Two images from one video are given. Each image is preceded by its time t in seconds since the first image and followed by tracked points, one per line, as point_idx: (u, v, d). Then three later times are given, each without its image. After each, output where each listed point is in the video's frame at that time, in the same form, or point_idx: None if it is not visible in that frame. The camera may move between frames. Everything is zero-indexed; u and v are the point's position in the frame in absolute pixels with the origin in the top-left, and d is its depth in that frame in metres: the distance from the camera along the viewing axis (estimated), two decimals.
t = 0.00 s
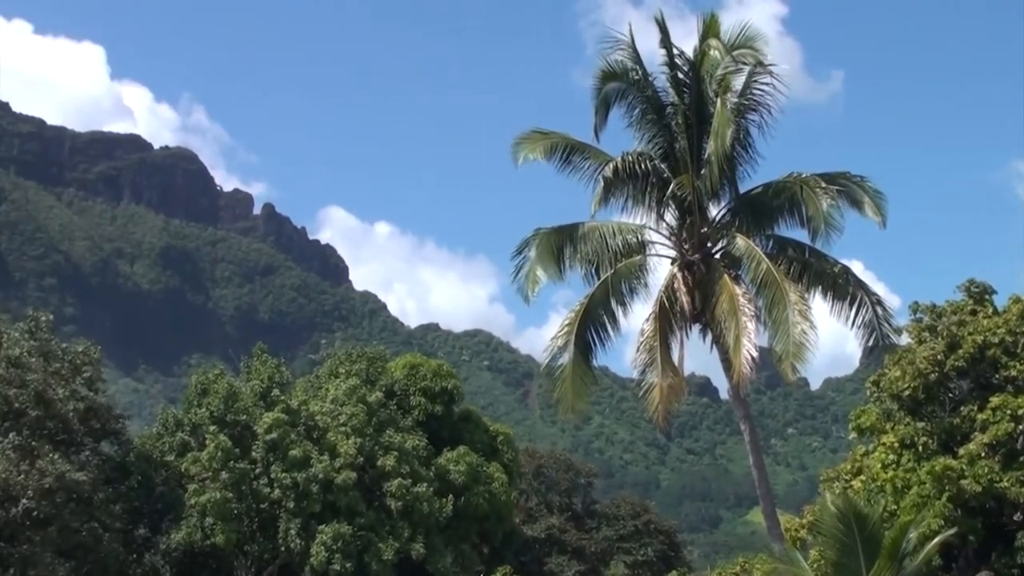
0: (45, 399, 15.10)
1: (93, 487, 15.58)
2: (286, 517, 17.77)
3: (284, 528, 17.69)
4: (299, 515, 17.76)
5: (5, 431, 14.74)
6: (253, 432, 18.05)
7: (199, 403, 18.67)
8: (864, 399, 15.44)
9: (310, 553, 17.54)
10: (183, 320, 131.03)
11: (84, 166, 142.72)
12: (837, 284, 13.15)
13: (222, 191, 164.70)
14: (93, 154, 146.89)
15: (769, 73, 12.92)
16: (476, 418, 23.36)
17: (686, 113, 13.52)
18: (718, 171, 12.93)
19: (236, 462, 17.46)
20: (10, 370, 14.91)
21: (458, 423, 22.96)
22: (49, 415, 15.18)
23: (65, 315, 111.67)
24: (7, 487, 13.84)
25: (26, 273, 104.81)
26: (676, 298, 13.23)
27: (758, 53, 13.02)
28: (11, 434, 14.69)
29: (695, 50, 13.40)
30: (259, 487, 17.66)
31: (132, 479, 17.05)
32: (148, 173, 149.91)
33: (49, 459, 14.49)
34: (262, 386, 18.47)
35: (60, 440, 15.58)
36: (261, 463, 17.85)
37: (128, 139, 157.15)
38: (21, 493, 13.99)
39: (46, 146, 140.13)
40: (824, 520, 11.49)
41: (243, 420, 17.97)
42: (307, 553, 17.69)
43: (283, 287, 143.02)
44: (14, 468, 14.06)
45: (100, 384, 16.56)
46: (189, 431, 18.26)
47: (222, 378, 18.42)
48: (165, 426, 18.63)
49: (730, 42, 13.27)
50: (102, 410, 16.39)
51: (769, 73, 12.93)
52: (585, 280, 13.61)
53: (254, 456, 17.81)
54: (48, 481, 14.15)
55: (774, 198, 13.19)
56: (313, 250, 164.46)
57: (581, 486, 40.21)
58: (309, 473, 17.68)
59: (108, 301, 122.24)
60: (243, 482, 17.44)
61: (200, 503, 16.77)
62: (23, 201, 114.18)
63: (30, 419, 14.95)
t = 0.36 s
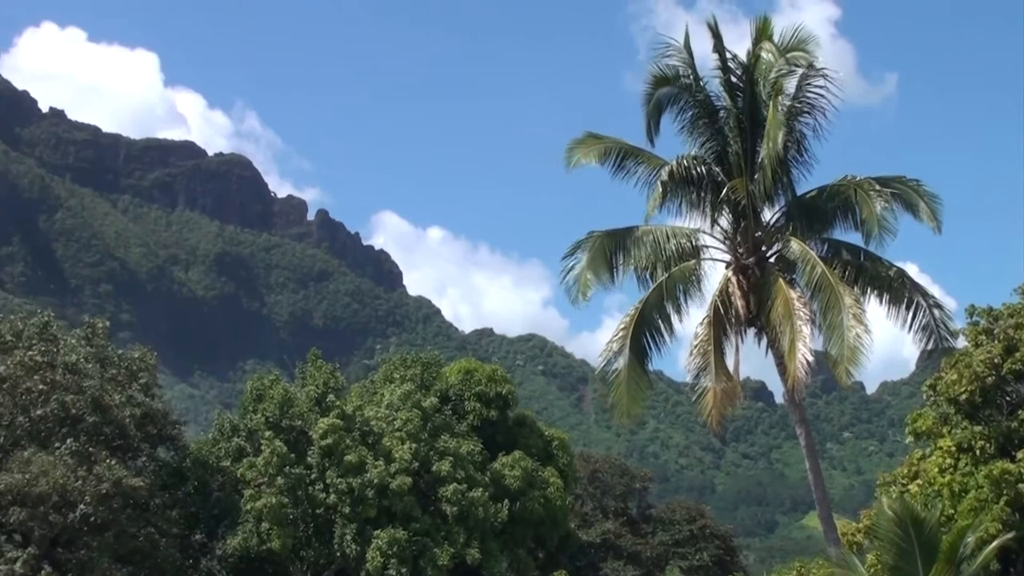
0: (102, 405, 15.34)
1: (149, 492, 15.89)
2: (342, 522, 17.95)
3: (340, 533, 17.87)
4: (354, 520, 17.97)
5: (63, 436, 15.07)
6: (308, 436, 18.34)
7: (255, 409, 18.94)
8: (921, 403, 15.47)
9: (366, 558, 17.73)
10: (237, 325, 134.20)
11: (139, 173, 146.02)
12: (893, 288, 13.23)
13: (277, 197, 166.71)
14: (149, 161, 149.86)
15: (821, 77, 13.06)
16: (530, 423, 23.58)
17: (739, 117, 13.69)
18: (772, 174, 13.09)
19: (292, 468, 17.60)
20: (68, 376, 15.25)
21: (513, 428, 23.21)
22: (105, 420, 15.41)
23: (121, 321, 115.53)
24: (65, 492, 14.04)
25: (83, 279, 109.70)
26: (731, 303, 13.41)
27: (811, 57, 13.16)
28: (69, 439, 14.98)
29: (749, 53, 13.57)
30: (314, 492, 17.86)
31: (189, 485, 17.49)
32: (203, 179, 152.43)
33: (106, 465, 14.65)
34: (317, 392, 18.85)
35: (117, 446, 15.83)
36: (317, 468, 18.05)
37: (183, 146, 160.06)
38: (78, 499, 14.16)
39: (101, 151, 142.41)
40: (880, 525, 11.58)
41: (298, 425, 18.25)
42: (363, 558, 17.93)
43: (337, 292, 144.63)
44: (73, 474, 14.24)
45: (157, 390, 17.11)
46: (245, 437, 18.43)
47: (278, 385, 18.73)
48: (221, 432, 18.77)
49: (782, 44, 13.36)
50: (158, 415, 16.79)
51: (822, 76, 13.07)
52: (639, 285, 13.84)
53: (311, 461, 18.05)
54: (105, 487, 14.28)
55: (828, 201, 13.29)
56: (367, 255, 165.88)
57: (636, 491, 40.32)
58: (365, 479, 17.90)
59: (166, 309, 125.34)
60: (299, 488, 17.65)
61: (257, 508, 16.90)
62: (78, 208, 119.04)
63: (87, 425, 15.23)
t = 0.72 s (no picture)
0: (154, 411, 15.85)
1: (202, 499, 16.30)
2: (395, 526, 18.18)
3: (393, 537, 18.10)
4: (407, 526, 18.20)
5: (117, 442, 15.53)
6: (361, 441, 18.61)
7: (308, 415, 19.20)
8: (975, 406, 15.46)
9: (418, 563, 17.93)
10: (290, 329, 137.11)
11: (191, 179, 149.32)
12: (946, 291, 13.30)
13: (328, 203, 168.53)
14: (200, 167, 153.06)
15: (873, 80, 13.17)
16: (583, 427, 23.79)
17: (790, 120, 13.82)
18: (823, 178, 13.22)
19: (345, 473, 17.85)
20: (121, 382, 15.73)
21: (566, 432, 23.45)
22: (158, 426, 15.92)
23: (174, 328, 120.41)
24: (119, 498, 14.46)
25: (135, 286, 115.24)
26: (784, 307, 13.57)
27: (862, 60, 13.25)
28: (122, 445, 15.43)
29: (801, 55, 13.72)
30: (367, 497, 18.09)
31: (242, 490, 18.00)
32: (255, 186, 155.86)
33: (159, 471, 15.02)
34: (369, 397, 19.02)
35: (170, 451, 16.34)
36: (370, 474, 18.28)
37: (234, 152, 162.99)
38: (132, 505, 14.57)
39: (154, 157, 145.68)
40: (935, 531, 11.38)
41: (350, 430, 18.53)
42: (416, 563, 18.05)
43: (389, 297, 145.85)
44: (127, 479, 14.61)
45: (210, 396, 17.55)
46: (298, 442, 18.77)
47: (330, 390, 19.01)
48: (274, 437, 19.23)
49: (833, 47, 13.52)
50: (211, 421, 17.21)
51: (873, 79, 13.16)
52: (690, 289, 14.04)
53: (363, 467, 18.29)
54: (158, 493, 14.67)
55: (879, 203, 13.38)
56: (418, 260, 167.03)
57: (689, 494, 40.37)
58: (417, 483, 18.18)
59: (218, 316, 129.08)
60: (352, 492, 17.88)
61: (308, 514, 17.23)
62: (131, 216, 124.38)
63: (141, 431, 15.69)
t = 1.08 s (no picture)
0: (204, 416, 16.25)
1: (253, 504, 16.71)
2: (445, 531, 18.47)
3: (444, 542, 18.39)
4: (457, 530, 18.49)
5: (168, 447, 15.93)
6: (410, 446, 18.78)
7: (358, 420, 19.53)
8: None
9: (469, 568, 18.16)
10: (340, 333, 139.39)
11: (239, 184, 152.30)
12: (997, 293, 13.34)
13: (377, 209, 169.79)
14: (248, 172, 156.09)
15: (923, 81, 13.24)
16: (632, 431, 23.92)
17: (840, 121, 13.93)
18: (872, 180, 13.32)
19: (395, 478, 18.17)
20: (172, 388, 16.14)
21: (615, 436, 23.66)
22: (208, 431, 16.33)
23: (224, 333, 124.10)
24: (170, 503, 14.70)
25: (185, 291, 120.54)
26: (833, 309, 13.67)
27: (912, 61, 13.33)
28: (172, 450, 15.82)
29: (851, 57, 13.85)
30: (417, 502, 18.41)
31: (292, 495, 18.29)
32: (304, 191, 158.08)
33: (209, 476, 15.34)
34: (419, 402, 19.31)
35: (221, 456, 16.79)
36: (420, 478, 18.56)
37: (283, 158, 165.59)
38: (183, 510, 14.83)
39: (203, 163, 150.64)
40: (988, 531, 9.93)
41: (400, 435, 18.69)
42: (466, 568, 18.37)
43: (438, 302, 146.29)
44: (177, 484, 14.91)
45: (259, 401, 17.89)
46: (348, 447, 19.12)
47: (380, 394, 19.30)
48: (324, 441, 19.59)
49: (881, 48, 13.64)
50: (261, 426, 17.65)
51: (924, 81, 13.24)
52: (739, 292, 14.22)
53: (413, 471, 18.56)
54: (209, 497, 14.98)
55: (930, 205, 13.44)
56: (467, 266, 167.50)
57: (739, 498, 40.31)
58: (467, 488, 18.42)
59: (266, 321, 131.94)
60: (401, 497, 18.22)
61: (359, 518, 17.44)
62: (181, 220, 129.95)
63: (191, 436, 16.12)
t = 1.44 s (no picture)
0: (251, 420, 16.39)
1: (299, 508, 16.70)
2: (491, 535, 18.37)
3: (490, 546, 18.27)
4: (504, 534, 18.34)
5: (215, 451, 15.99)
6: (455, 450, 19.00)
7: (403, 423, 19.79)
8: None
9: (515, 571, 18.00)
10: (385, 340, 140.73)
11: (284, 189, 154.46)
12: None
13: (422, 213, 170.66)
14: (293, 177, 158.09)
15: (970, 81, 13.31)
16: (678, 434, 24.10)
17: (885, 122, 14.05)
18: (919, 181, 13.42)
19: (440, 481, 18.23)
20: (218, 393, 16.28)
21: (661, 439, 23.80)
22: (255, 436, 16.45)
23: (270, 337, 126.71)
24: (217, 507, 14.73)
25: (231, 296, 123.83)
26: (880, 312, 13.83)
27: (957, 63, 13.44)
28: (219, 454, 15.87)
29: (896, 58, 13.96)
30: (463, 506, 18.43)
31: (339, 499, 18.79)
32: (349, 196, 159.52)
33: (256, 481, 15.40)
34: (464, 405, 19.48)
35: (268, 460, 16.87)
36: (466, 482, 18.61)
37: (328, 163, 167.35)
38: (230, 514, 14.85)
39: (248, 168, 152.87)
40: None
41: (445, 439, 19.00)
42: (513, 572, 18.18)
43: (483, 306, 146.79)
44: (224, 489, 14.98)
45: (306, 407, 18.30)
46: (394, 451, 19.42)
47: (426, 399, 19.56)
48: (370, 445, 20.02)
49: (927, 49, 13.78)
50: (307, 431, 17.92)
51: (971, 82, 13.32)
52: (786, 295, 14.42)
53: (459, 475, 18.65)
54: (255, 502, 15.00)
55: (977, 206, 13.50)
56: (512, 269, 167.99)
57: (786, 503, 40.23)
58: (513, 492, 18.31)
59: (313, 325, 133.98)
60: (447, 501, 18.26)
61: (406, 522, 17.70)
62: (225, 226, 132.50)
63: (238, 440, 16.19)
